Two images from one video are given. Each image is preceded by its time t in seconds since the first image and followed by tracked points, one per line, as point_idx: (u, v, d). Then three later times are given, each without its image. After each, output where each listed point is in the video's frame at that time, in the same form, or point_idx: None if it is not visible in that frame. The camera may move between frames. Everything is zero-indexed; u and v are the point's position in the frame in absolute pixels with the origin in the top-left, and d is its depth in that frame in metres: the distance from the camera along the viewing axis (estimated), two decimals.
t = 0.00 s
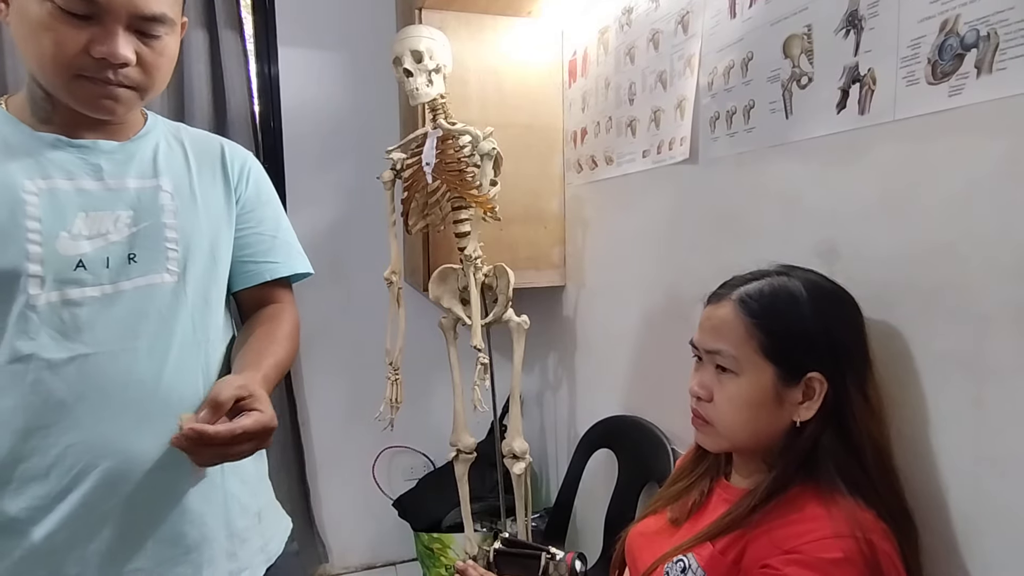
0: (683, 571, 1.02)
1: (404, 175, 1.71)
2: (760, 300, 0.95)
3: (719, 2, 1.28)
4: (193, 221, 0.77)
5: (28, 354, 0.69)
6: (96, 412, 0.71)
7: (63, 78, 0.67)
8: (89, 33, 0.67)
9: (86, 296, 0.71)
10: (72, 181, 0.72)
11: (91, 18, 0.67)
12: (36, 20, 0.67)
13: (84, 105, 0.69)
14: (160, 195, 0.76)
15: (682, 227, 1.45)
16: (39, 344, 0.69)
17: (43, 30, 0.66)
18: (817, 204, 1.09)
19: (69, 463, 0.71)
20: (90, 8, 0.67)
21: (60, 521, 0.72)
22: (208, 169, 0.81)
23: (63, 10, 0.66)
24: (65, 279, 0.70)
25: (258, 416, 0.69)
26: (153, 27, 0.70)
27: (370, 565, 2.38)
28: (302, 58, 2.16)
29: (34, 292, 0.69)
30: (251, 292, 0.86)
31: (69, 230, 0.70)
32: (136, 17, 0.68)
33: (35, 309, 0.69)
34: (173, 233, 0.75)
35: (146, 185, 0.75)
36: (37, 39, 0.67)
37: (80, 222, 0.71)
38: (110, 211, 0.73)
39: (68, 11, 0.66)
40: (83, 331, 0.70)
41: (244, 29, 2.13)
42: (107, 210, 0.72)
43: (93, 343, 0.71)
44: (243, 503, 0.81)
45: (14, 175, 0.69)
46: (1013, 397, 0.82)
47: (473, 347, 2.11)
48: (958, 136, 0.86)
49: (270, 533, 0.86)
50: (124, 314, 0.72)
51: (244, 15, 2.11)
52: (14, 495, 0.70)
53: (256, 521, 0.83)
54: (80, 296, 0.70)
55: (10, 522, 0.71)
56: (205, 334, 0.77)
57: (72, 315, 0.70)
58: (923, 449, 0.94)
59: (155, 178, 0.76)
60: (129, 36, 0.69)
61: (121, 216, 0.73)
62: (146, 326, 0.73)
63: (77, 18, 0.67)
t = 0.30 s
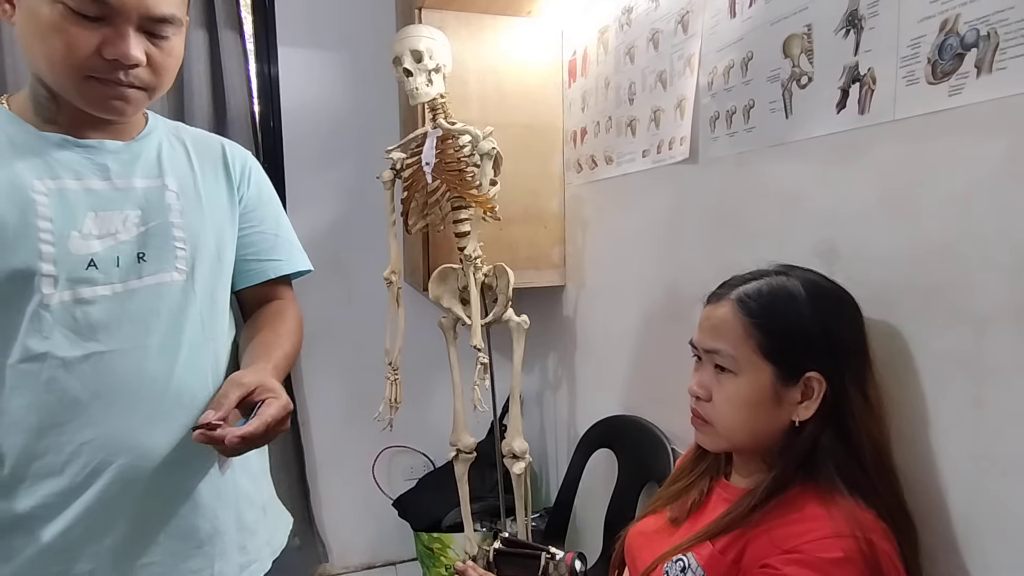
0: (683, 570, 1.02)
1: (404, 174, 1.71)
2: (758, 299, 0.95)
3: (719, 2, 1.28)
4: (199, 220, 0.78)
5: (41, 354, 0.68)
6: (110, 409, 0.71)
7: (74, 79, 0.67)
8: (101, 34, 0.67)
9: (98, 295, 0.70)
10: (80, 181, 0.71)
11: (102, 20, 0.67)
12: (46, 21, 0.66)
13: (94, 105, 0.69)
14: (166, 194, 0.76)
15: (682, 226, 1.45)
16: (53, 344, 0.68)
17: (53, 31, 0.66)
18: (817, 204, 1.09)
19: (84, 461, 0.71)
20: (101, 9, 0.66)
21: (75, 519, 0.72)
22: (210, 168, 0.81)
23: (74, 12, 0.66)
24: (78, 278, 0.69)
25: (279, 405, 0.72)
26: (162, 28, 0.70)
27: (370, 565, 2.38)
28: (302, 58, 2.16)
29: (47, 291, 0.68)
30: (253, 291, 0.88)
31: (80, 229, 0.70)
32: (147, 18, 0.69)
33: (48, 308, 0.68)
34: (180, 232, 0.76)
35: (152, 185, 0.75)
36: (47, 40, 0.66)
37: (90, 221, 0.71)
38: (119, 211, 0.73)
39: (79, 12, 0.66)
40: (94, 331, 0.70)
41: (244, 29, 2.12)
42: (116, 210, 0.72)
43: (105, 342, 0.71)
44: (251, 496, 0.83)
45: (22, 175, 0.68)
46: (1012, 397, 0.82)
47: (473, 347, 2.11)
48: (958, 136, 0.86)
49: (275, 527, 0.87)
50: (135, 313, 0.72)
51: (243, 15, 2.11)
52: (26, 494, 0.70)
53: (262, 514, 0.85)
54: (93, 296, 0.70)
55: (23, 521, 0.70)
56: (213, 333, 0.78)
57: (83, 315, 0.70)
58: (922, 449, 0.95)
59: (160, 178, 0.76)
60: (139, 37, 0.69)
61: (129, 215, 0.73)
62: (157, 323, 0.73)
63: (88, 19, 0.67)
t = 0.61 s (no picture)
0: (682, 570, 1.02)
1: (403, 174, 1.71)
2: (756, 299, 0.95)
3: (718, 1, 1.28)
4: (208, 217, 0.77)
5: (55, 352, 0.68)
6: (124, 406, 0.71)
7: (85, 77, 0.67)
8: (113, 32, 0.67)
9: (110, 293, 0.70)
10: (90, 179, 0.71)
11: (114, 18, 0.67)
12: (58, 20, 0.66)
13: (104, 103, 0.69)
14: (175, 192, 0.75)
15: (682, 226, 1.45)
16: (65, 342, 0.68)
17: (65, 29, 0.66)
18: (817, 203, 1.09)
19: (98, 458, 0.71)
20: (114, 7, 0.66)
21: (88, 516, 0.72)
22: (219, 166, 0.81)
23: (86, 10, 0.66)
24: (89, 276, 0.69)
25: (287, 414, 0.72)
26: (173, 26, 0.70)
27: (370, 565, 2.38)
28: (301, 58, 2.16)
29: (58, 289, 0.68)
30: (263, 289, 0.87)
31: (90, 228, 0.69)
32: (159, 16, 0.68)
33: (60, 307, 0.68)
34: (190, 230, 0.75)
35: (161, 183, 0.75)
36: (58, 38, 0.66)
37: (101, 220, 0.70)
38: (129, 209, 0.72)
39: (91, 11, 0.66)
40: (105, 329, 0.70)
41: (243, 28, 2.12)
42: (126, 208, 0.72)
43: (116, 340, 0.70)
44: (261, 493, 0.83)
45: (33, 173, 0.68)
46: (1012, 397, 0.82)
47: (473, 347, 2.11)
48: (958, 135, 0.86)
49: (285, 523, 0.86)
50: (145, 311, 0.72)
51: (243, 14, 2.11)
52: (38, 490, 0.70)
53: (272, 510, 0.84)
54: (104, 294, 0.70)
55: (35, 518, 0.70)
56: (223, 330, 0.78)
57: (94, 313, 0.69)
58: (922, 449, 0.94)
59: (170, 176, 0.76)
60: (150, 35, 0.69)
61: (139, 214, 0.73)
62: (168, 320, 0.73)
63: (101, 18, 0.66)
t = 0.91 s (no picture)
0: (682, 570, 1.01)
1: (403, 173, 1.71)
2: (752, 299, 0.96)
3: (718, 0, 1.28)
4: (234, 212, 0.75)
5: (88, 348, 0.66)
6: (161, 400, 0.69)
7: (107, 76, 0.64)
8: (138, 32, 0.64)
9: (139, 289, 0.68)
10: (118, 175, 0.69)
11: (138, 17, 0.64)
12: (81, 19, 0.63)
13: (127, 102, 0.66)
14: (201, 187, 0.73)
15: (682, 225, 1.45)
16: (96, 339, 0.66)
17: (88, 28, 0.63)
18: (817, 203, 1.09)
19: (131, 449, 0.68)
20: (138, 6, 0.63)
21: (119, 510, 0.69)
22: (242, 162, 0.79)
23: (110, 9, 0.63)
24: (121, 272, 0.67)
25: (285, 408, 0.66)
26: (197, 24, 0.67)
27: (370, 565, 2.38)
28: (301, 57, 2.16)
29: (89, 285, 0.65)
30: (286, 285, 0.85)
31: (118, 223, 0.67)
32: (182, 15, 0.66)
33: (92, 302, 0.66)
34: (217, 225, 0.73)
35: (187, 180, 0.73)
36: (81, 37, 0.63)
37: (129, 216, 0.68)
38: (155, 206, 0.70)
39: (115, 9, 0.63)
40: (135, 326, 0.68)
41: (243, 27, 2.12)
42: (154, 205, 0.70)
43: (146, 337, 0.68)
44: (282, 483, 0.79)
45: (61, 169, 0.66)
46: (1012, 397, 0.82)
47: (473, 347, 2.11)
48: (958, 135, 0.86)
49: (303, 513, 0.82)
50: (173, 307, 0.70)
51: (242, 14, 2.10)
52: (64, 485, 0.67)
53: (292, 500, 0.80)
54: (135, 290, 0.68)
55: (67, 513, 0.67)
56: (250, 327, 0.76)
57: (124, 310, 0.67)
58: (923, 450, 0.94)
59: (194, 172, 0.74)
60: (173, 33, 0.66)
61: (166, 210, 0.71)
62: (199, 314, 0.71)
63: (124, 17, 0.64)
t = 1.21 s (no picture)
0: (682, 571, 1.01)
1: (403, 173, 1.71)
2: (745, 298, 0.96)
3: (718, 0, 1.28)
4: (287, 210, 0.76)
5: (155, 335, 0.66)
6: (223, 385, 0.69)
7: (184, 82, 0.65)
8: (219, 43, 0.65)
9: (203, 279, 0.68)
10: (183, 172, 0.69)
11: (219, 30, 0.65)
12: (166, 30, 0.64)
13: (198, 108, 0.67)
14: (258, 184, 0.74)
15: (682, 225, 1.45)
16: (163, 327, 0.66)
17: (172, 38, 0.64)
18: (817, 203, 1.09)
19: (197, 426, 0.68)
20: (221, 20, 0.65)
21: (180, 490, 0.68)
22: (292, 162, 0.79)
23: (193, 21, 0.64)
24: (189, 263, 0.67)
25: (360, 383, 0.71)
26: (267, 39, 0.69)
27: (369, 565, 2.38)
28: (300, 57, 2.16)
29: (160, 273, 0.66)
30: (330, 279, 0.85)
31: (183, 216, 0.68)
32: (257, 30, 0.67)
33: (161, 290, 0.66)
34: (273, 221, 0.74)
35: (245, 177, 0.73)
36: (162, 47, 0.64)
37: (194, 209, 0.69)
38: (217, 201, 0.71)
39: (198, 22, 0.64)
40: (200, 316, 0.68)
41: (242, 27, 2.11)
42: (215, 201, 0.70)
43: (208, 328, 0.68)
44: (328, 465, 0.79)
45: (133, 163, 0.66)
46: (1012, 397, 0.82)
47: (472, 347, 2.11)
48: (958, 135, 0.86)
49: (346, 495, 0.82)
50: (234, 298, 0.70)
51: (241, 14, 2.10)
52: (131, 462, 0.66)
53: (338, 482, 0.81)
54: (199, 282, 0.68)
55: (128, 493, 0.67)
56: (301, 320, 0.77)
57: (189, 300, 0.67)
58: (922, 449, 0.94)
59: (252, 169, 0.74)
60: (247, 47, 0.67)
61: (226, 205, 0.71)
62: (256, 305, 0.71)
63: (206, 29, 0.65)
